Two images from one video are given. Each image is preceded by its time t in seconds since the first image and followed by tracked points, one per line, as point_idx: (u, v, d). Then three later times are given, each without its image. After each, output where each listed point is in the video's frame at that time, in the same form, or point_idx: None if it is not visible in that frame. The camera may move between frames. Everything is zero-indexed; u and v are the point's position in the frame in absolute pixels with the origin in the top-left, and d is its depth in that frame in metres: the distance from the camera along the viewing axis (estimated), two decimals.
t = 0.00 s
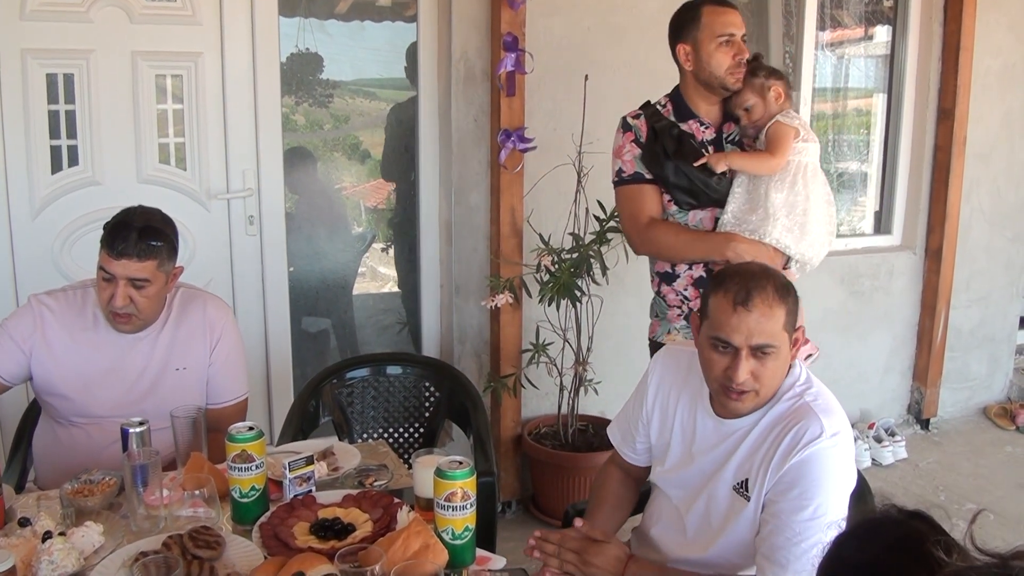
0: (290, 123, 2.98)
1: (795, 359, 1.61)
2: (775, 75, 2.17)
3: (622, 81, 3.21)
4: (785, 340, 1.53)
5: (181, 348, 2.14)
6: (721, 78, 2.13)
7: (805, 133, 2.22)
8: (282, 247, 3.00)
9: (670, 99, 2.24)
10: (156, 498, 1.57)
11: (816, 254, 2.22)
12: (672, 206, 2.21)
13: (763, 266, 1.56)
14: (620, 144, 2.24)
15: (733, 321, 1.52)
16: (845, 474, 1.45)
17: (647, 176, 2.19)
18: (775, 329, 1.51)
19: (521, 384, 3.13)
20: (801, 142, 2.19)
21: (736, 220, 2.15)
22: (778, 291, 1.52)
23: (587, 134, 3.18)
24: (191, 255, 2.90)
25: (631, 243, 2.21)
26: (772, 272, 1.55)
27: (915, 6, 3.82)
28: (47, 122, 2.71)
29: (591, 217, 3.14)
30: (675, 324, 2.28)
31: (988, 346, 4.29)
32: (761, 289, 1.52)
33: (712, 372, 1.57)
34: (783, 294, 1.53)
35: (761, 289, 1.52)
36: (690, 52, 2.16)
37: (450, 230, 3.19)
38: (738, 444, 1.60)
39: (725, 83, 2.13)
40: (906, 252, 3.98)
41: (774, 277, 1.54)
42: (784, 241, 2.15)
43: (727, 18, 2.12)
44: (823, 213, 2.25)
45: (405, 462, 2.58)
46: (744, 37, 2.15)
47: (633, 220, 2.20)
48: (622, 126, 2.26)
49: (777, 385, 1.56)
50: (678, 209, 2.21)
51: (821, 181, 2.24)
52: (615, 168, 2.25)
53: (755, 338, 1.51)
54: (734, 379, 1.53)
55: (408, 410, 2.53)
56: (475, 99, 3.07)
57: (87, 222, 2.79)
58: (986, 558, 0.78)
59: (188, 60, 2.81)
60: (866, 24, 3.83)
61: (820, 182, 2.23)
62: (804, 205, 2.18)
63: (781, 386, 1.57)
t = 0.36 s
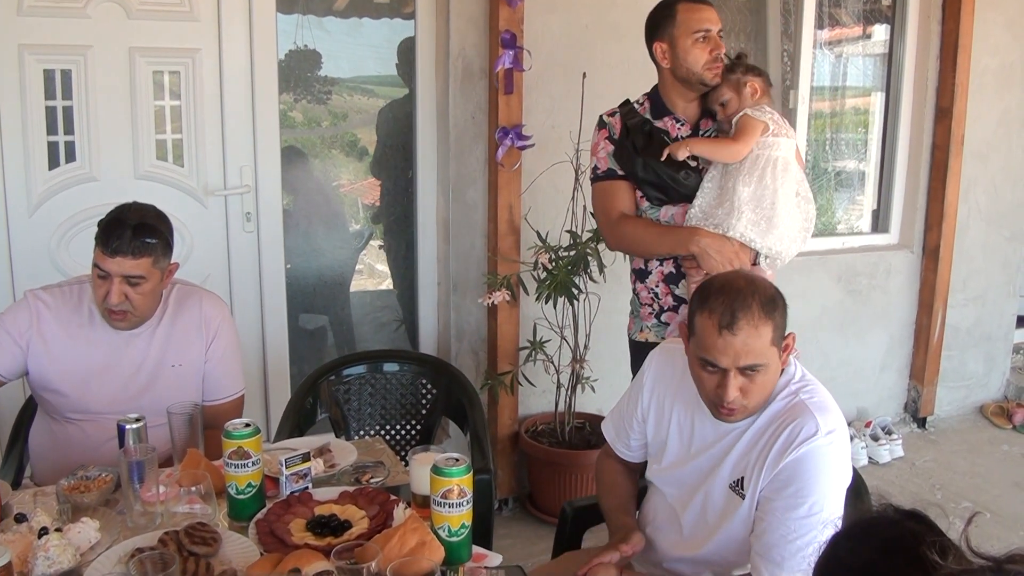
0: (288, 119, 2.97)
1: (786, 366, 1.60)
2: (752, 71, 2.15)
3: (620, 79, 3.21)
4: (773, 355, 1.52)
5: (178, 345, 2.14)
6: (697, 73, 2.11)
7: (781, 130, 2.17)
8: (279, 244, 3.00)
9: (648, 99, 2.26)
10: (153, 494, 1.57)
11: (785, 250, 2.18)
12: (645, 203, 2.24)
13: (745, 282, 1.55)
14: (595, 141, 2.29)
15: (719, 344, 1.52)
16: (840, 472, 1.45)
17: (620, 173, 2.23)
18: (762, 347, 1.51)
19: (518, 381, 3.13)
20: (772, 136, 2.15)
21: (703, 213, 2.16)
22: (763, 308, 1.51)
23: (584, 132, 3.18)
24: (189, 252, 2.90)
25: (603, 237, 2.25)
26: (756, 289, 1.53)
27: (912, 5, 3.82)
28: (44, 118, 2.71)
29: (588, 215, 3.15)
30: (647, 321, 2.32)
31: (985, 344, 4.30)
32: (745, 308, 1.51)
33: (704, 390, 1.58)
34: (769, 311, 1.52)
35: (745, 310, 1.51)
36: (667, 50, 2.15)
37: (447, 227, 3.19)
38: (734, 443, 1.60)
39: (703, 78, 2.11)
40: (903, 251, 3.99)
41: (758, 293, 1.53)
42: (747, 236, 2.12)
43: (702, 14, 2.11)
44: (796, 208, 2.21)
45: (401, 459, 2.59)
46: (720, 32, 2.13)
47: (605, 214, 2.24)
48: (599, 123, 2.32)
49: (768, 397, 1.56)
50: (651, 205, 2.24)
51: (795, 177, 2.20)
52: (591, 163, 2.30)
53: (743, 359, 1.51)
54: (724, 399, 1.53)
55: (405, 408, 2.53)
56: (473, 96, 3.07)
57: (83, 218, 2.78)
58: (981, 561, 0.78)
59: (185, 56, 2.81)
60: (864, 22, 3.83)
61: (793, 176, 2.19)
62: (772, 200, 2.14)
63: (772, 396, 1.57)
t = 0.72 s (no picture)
0: (286, 116, 2.97)
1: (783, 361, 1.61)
2: (746, 70, 2.14)
3: (617, 77, 3.21)
4: (773, 346, 1.53)
5: (176, 340, 2.14)
6: (686, 74, 2.12)
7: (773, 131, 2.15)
8: (276, 241, 3.00)
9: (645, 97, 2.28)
10: (150, 490, 1.57)
11: (767, 254, 2.17)
12: (637, 201, 2.26)
13: (746, 273, 1.56)
14: (592, 139, 2.32)
15: (720, 331, 1.52)
16: (833, 468, 1.45)
17: (612, 171, 2.25)
18: (763, 336, 1.51)
19: (515, 379, 3.14)
20: (761, 139, 2.13)
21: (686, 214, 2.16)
22: (765, 298, 1.52)
23: (582, 129, 3.18)
24: (186, 248, 2.90)
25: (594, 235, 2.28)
26: (758, 279, 1.54)
27: (910, 4, 3.83)
28: (42, 113, 2.71)
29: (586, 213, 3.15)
30: (636, 318, 2.35)
31: (982, 343, 4.31)
32: (748, 297, 1.52)
33: (702, 380, 1.58)
34: (770, 300, 1.53)
35: (747, 298, 1.52)
36: (658, 51, 2.17)
37: (445, 224, 3.19)
38: (728, 440, 1.61)
39: (692, 79, 2.12)
40: (900, 249, 4.00)
41: (761, 283, 1.54)
42: (727, 239, 2.11)
43: (692, 15, 2.11)
44: (781, 212, 2.20)
45: (398, 456, 2.59)
46: (711, 31, 2.13)
47: (597, 212, 2.27)
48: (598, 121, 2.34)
49: (766, 389, 1.56)
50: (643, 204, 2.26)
51: (782, 180, 2.18)
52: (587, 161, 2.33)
53: (743, 347, 1.51)
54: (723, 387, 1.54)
55: (402, 405, 2.54)
56: (471, 93, 3.07)
57: (81, 214, 2.78)
58: (976, 560, 0.78)
59: (182, 52, 2.80)
60: (863, 21, 3.83)
61: (780, 180, 2.17)
62: (755, 203, 2.13)
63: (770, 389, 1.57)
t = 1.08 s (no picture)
0: (284, 114, 2.98)
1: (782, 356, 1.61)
2: (762, 70, 2.12)
3: (614, 76, 3.21)
4: (774, 338, 1.54)
5: (172, 338, 2.15)
6: (686, 76, 2.16)
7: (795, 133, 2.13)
8: (274, 239, 3.00)
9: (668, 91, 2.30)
10: (145, 488, 1.58)
11: (769, 256, 2.15)
12: (650, 195, 2.29)
13: (751, 266, 1.57)
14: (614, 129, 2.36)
15: (723, 321, 1.53)
16: (827, 466, 1.46)
17: (627, 164, 2.29)
18: (765, 328, 1.52)
19: (512, 377, 3.14)
20: (781, 142, 2.11)
21: (692, 208, 2.16)
22: (768, 291, 1.53)
23: (579, 128, 3.19)
24: (183, 247, 2.90)
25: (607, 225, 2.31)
26: (762, 272, 1.55)
27: (908, 3, 3.83)
28: (39, 112, 2.71)
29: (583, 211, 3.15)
30: (642, 315, 2.37)
31: (979, 342, 4.31)
32: (752, 288, 1.53)
33: (701, 370, 1.58)
34: (773, 294, 1.54)
35: (751, 289, 1.53)
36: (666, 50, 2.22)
37: (442, 223, 3.19)
38: (723, 437, 1.61)
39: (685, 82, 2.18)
40: (898, 248, 4.00)
41: (765, 277, 1.55)
42: (728, 237, 2.10)
43: (687, 17, 2.09)
44: (790, 215, 2.17)
45: (394, 454, 2.59)
46: (705, 32, 2.10)
47: (610, 203, 2.30)
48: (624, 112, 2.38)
49: (765, 382, 1.57)
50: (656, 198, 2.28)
51: (794, 184, 2.15)
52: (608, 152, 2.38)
53: (746, 337, 1.52)
54: (722, 377, 1.54)
55: (399, 403, 2.54)
56: (468, 92, 3.07)
57: (78, 212, 2.78)
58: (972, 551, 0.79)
59: (179, 51, 2.81)
60: (860, 20, 3.84)
61: (793, 183, 2.15)
62: (762, 204, 2.11)
63: (768, 382, 1.58)
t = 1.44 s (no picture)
0: (280, 116, 2.98)
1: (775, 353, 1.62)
2: (789, 73, 2.12)
3: (609, 75, 3.22)
4: (767, 335, 1.54)
5: (167, 340, 2.15)
6: (706, 79, 2.17)
7: (816, 139, 2.11)
8: (270, 240, 3.00)
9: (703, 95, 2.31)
10: (140, 489, 1.58)
11: (773, 263, 2.13)
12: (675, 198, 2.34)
13: (744, 263, 1.57)
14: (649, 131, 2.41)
15: (716, 317, 1.53)
16: (822, 463, 1.46)
17: (654, 166, 2.35)
18: (758, 324, 1.52)
19: (508, 377, 3.14)
20: (798, 147, 2.09)
21: (700, 211, 2.18)
22: (761, 287, 1.54)
23: (574, 128, 3.19)
24: (178, 249, 2.90)
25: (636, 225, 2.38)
26: (755, 269, 1.56)
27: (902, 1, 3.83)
28: (34, 114, 2.71)
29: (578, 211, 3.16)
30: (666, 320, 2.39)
31: (975, 339, 4.32)
32: (745, 285, 1.53)
33: (695, 366, 1.58)
34: (766, 290, 1.54)
35: (744, 285, 1.53)
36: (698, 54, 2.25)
37: (438, 223, 3.19)
38: (717, 435, 1.62)
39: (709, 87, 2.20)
40: (894, 246, 4.00)
41: (758, 273, 1.55)
42: (727, 241, 2.10)
43: (710, 24, 2.11)
44: (801, 222, 2.14)
45: (390, 455, 2.60)
46: (726, 38, 2.10)
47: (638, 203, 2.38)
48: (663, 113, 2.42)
49: (757, 378, 1.57)
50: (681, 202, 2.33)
51: (808, 191, 2.12)
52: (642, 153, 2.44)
53: (739, 332, 1.52)
54: (716, 373, 1.54)
55: (395, 403, 2.54)
56: (463, 92, 3.07)
57: (73, 215, 2.78)
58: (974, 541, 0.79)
59: (174, 52, 2.81)
60: (855, 18, 3.84)
61: (805, 191, 2.11)
62: (769, 211, 2.10)
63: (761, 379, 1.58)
